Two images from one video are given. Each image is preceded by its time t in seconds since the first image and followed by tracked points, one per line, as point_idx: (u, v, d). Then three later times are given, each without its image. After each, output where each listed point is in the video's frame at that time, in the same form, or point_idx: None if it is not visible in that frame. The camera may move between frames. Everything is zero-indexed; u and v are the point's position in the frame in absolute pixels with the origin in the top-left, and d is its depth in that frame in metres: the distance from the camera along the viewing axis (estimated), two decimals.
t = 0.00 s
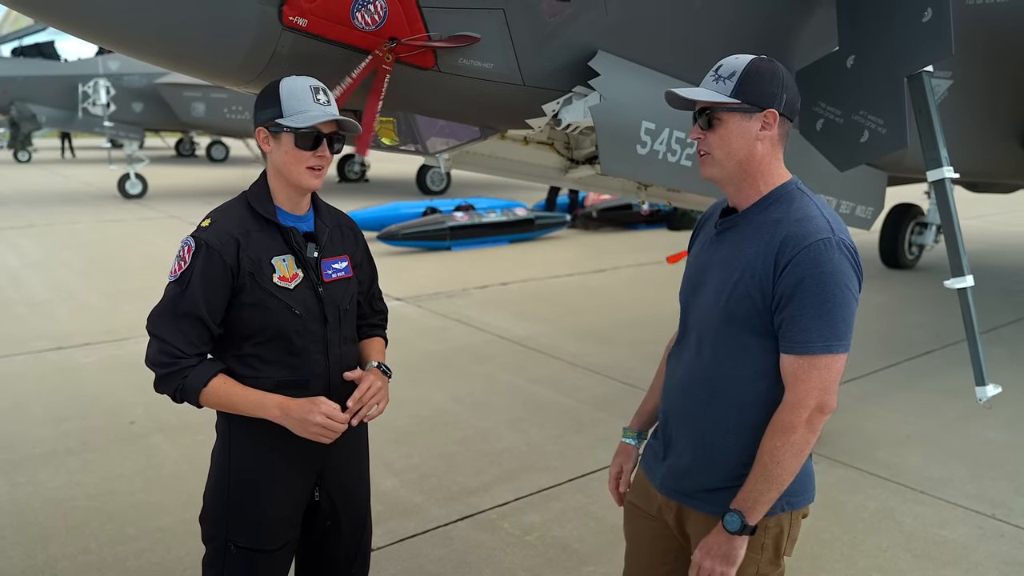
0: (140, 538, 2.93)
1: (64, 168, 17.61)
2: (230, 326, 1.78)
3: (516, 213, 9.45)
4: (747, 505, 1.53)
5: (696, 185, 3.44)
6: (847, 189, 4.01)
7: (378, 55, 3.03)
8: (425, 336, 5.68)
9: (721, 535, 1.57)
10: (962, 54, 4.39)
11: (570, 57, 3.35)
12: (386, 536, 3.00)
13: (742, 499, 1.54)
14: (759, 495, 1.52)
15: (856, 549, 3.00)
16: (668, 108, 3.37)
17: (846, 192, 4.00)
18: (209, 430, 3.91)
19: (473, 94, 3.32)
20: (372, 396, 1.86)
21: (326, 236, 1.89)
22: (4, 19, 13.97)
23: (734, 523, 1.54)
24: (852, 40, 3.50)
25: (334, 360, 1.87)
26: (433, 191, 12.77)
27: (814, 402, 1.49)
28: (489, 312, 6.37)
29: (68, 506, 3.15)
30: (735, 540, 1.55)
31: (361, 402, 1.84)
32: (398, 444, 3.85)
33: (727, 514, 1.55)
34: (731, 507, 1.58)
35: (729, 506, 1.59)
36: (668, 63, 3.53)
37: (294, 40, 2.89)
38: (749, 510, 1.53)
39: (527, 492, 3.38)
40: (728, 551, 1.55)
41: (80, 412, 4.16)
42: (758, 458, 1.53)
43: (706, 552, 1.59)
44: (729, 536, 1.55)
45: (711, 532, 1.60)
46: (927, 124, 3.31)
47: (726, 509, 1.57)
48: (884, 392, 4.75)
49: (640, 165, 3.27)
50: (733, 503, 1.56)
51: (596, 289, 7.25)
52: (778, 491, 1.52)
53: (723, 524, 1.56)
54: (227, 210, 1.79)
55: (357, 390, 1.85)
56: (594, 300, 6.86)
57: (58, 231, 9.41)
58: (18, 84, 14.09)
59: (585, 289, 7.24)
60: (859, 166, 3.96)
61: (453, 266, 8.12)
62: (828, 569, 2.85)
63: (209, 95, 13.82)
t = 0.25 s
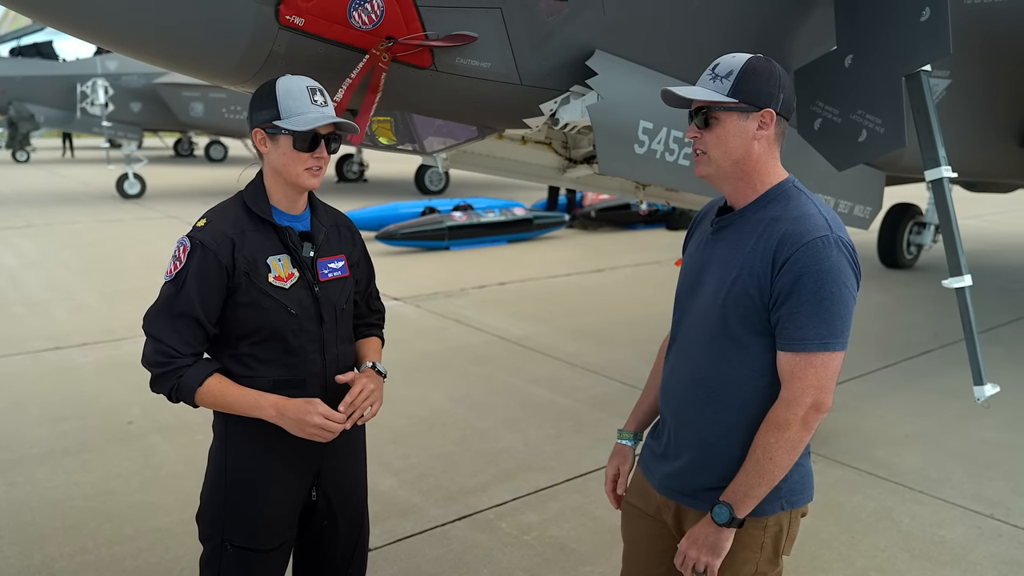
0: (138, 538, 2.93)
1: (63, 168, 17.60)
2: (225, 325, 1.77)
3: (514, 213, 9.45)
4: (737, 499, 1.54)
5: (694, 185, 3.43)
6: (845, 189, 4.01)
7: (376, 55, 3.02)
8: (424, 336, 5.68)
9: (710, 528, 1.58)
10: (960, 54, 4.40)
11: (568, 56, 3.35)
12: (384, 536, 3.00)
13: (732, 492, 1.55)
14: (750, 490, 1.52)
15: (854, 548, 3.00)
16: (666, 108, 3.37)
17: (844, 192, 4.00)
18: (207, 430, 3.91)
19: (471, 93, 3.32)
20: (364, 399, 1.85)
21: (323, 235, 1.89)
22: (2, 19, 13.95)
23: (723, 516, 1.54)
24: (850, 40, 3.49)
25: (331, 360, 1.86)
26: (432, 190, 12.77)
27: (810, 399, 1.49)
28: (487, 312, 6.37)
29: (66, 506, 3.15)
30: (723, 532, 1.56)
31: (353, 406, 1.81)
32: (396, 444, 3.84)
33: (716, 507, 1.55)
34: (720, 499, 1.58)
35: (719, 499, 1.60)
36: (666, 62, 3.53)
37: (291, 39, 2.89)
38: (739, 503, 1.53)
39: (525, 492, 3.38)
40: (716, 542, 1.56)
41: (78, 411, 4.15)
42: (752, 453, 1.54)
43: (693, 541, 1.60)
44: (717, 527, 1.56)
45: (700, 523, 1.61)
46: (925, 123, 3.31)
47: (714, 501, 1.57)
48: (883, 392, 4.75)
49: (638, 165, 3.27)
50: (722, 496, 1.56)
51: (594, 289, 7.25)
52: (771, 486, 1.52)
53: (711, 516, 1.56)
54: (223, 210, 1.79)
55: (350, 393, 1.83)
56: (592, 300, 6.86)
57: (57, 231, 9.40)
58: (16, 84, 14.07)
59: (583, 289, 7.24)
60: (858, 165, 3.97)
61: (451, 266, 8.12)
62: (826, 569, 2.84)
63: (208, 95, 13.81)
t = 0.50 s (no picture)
0: (136, 537, 2.92)
1: (62, 167, 17.59)
2: (222, 323, 1.77)
3: (513, 213, 9.45)
4: (746, 500, 1.53)
5: (692, 184, 3.44)
6: (843, 189, 4.01)
7: (372, 52, 3.01)
8: (422, 335, 5.67)
9: (719, 532, 1.57)
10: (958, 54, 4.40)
11: (566, 55, 3.34)
12: (382, 535, 3.00)
13: (741, 494, 1.53)
14: (758, 490, 1.51)
15: (853, 548, 3.00)
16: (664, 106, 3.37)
17: (843, 191, 4.01)
18: (205, 429, 3.90)
19: (469, 92, 3.32)
20: (360, 397, 1.84)
21: (319, 233, 1.88)
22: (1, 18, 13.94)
23: (733, 519, 1.53)
24: (849, 39, 3.49)
25: (327, 358, 1.86)
26: (431, 190, 12.77)
27: (815, 395, 1.48)
28: (486, 311, 6.37)
29: (64, 506, 3.14)
30: (734, 535, 1.55)
31: (348, 404, 1.81)
32: (394, 444, 3.84)
33: (726, 509, 1.54)
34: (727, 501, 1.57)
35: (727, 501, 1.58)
36: (664, 61, 3.52)
37: (289, 37, 2.88)
38: (748, 505, 1.53)
39: (524, 491, 3.37)
40: (727, 547, 1.55)
41: (76, 411, 4.15)
42: (758, 452, 1.53)
43: (703, 547, 1.59)
44: (726, 530, 1.55)
45: (709, 528, 1.60)
46: (923, 122, 3.33)
47: (724, 504, 1.56)
48: (881, 392, 4.75)
49: (637, 164, 3.27)
50: (731, 498, 1.55)
51: (593, 289, 7.25)
52: (778, 485, 1.51)
53: (721, 519, 1.55)
54: (219, 208, 1.78)
55: (346, 390, 1.83)
56: (591, 300, 6.86)
57: (55, 231, 9.39)
58: (15, 83, 14.06)
59: (582, 288, 7.24)
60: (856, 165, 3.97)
61: (450, 265, 8.12)
62: (824, 569, 2.84)
63: (206, 94, 13.81)
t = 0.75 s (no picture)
0: (135, 537, 2.93)
1: (61, 167, 17.59)
2: (221, 321, 1.77)
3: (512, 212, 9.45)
4: (765, 498, 1.52)
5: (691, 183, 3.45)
6: (841, 189, 4.01)
7: (372, 52, 3.02)
8: (422, 334, 5.68)
9: (738, 532, 1.56)
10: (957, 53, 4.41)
11: (565, 54, 3.35)
12: (382, 534, 3.00)
13: (759, 492, 1.53)
14: (777, 487, 1.51)
15: (851, 546, 3.00)
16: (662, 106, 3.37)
17: (841, 191, 4.02)
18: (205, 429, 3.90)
19: (469, 91, 3.33)
20: (359, 395, 1.85)
21: (318, 231, 1.89)
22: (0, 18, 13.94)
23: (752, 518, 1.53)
24: (847, 38, 3.49)
25: (326, 356, 1.87)
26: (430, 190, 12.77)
27: (831, 390, 1.49)
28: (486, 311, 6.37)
29: (63, 505, 3.14)
30: (752, 534, 1.55)
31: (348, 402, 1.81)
32: (393, 443, 3.84)
33: (745, 508, 1.53)
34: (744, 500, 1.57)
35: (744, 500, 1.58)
36: (663, 61, 3.53)
37: (288, 37, 2.89)
38: (766, 502, 1.52)
39: (523, 490, 3.38)
40: (744, 546, 1.56)
41: (76, 410, 4.15)
42: (775, 449, 1.52)
43: (721, 548, 1.58)
44: (746, 529, 1.55)
45: (726, 528, 1.59)
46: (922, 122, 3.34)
47: (742, 503, 1.55)
48: (881, 391, 4.75)
49: (636, 163, 3.28)
50: (748, 497, 1.55)
51: (592, 288, 7.25)
52: (796, 481, 1.51)
53: (740, 519, 1.55)
54: (219, 206, 1.79)
55: (345, 388, 1.84)
56: (590, 299, 6.87)
57: (55, 231, 9.39)
58: (14, 83, 14.05)
59: (581, 288, 7.24)
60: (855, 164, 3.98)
61: (449, 265, 8.13)
62: (823, 567, 2.85)
63: (205, 94, 13.81)
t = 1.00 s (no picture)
0: (136, 535, 2.94)
1: (61, 167, 17.59)
2: (222, 318, 1.78)
3: (512, 212, 9.46)
4: (779, 492, 1.52)
5: (691, 182, 3.44)
6: (840, 189, 4.03)
7: (372, 52, 3.01)
8: (422, 334, 5.69)
9: (754, 526, 1.57)
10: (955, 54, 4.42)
11: (565, 54, 3.36)
12: (382, 532, 3.01)
13: (773, 486, 1.53)
14: (790, 480, 1.51)
15: (850, 545, 3.01)
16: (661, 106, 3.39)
17: (840, 190, 4.03)
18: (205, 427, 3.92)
19: (469, 91, 3.34)
20: (357, 389, 1.86)
21: (319, 229, 1.90)
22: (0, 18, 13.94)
23: (769, 512, 1.53)
24: (846, 38, 3.51)
25: (326, 353, 1.88)
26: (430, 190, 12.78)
27: (842, 382, 1.50)
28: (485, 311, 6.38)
29: (64, 503, 3.15)
30: (768, 528, 1.55)
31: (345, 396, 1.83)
32: (393, 442, 3.85)
33: (761, 502, 1.53)
34: (759, 494, 1.57)
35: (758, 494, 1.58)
36: (662, 60, 3.54)
37: (290, 37, 2.90)
38: (782, 496, 1.52)
39: (522, 489, 3.39)
40: (762, 542, 1.56)
41: (76, 409, 4.16)
42: (787, 442, 1.53)
43: (737, 545, 1.58)
44: (762, 524, 1.55)
45: (741, 524, 1.60)
46: (919, 121, 3.34)
47: (757, 498, 1.55)
48: (879, 390, 4.76)
49: (635, 163, 3.29)
50: (762, 491, 1.55)
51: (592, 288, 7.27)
52: (809, 474, 1.52)
53: (756, 513, 1.55)
54: (220, 204, 1.80)
55: (344, 382, 1.85)
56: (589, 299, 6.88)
57: (55, 230, 9.40)
58: (14, 83, 14.05)
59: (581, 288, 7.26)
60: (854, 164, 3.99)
61: (449, 265, 8.13)
62: (821, 565, 2.86)
63: (205, 94, 13.81)
